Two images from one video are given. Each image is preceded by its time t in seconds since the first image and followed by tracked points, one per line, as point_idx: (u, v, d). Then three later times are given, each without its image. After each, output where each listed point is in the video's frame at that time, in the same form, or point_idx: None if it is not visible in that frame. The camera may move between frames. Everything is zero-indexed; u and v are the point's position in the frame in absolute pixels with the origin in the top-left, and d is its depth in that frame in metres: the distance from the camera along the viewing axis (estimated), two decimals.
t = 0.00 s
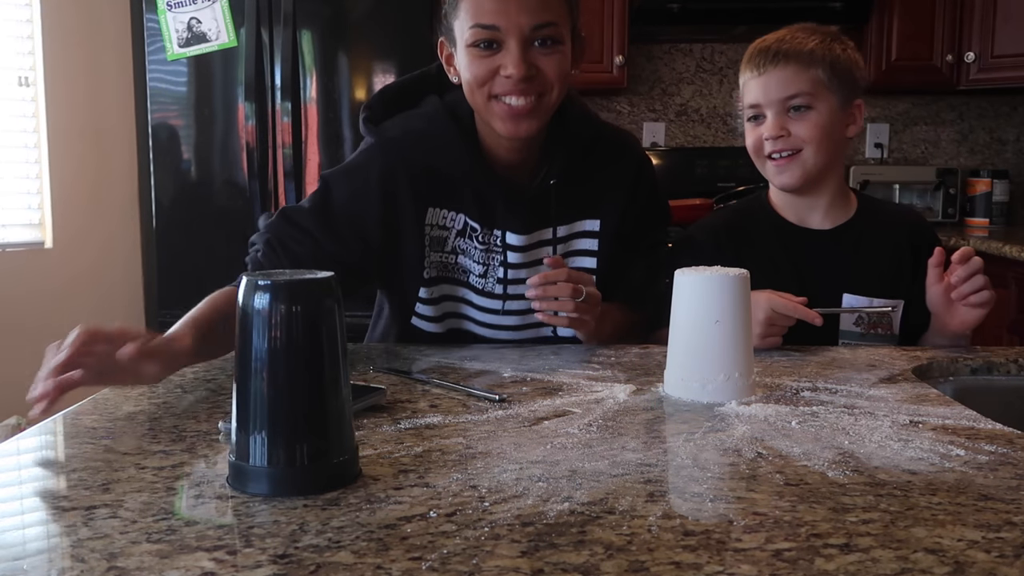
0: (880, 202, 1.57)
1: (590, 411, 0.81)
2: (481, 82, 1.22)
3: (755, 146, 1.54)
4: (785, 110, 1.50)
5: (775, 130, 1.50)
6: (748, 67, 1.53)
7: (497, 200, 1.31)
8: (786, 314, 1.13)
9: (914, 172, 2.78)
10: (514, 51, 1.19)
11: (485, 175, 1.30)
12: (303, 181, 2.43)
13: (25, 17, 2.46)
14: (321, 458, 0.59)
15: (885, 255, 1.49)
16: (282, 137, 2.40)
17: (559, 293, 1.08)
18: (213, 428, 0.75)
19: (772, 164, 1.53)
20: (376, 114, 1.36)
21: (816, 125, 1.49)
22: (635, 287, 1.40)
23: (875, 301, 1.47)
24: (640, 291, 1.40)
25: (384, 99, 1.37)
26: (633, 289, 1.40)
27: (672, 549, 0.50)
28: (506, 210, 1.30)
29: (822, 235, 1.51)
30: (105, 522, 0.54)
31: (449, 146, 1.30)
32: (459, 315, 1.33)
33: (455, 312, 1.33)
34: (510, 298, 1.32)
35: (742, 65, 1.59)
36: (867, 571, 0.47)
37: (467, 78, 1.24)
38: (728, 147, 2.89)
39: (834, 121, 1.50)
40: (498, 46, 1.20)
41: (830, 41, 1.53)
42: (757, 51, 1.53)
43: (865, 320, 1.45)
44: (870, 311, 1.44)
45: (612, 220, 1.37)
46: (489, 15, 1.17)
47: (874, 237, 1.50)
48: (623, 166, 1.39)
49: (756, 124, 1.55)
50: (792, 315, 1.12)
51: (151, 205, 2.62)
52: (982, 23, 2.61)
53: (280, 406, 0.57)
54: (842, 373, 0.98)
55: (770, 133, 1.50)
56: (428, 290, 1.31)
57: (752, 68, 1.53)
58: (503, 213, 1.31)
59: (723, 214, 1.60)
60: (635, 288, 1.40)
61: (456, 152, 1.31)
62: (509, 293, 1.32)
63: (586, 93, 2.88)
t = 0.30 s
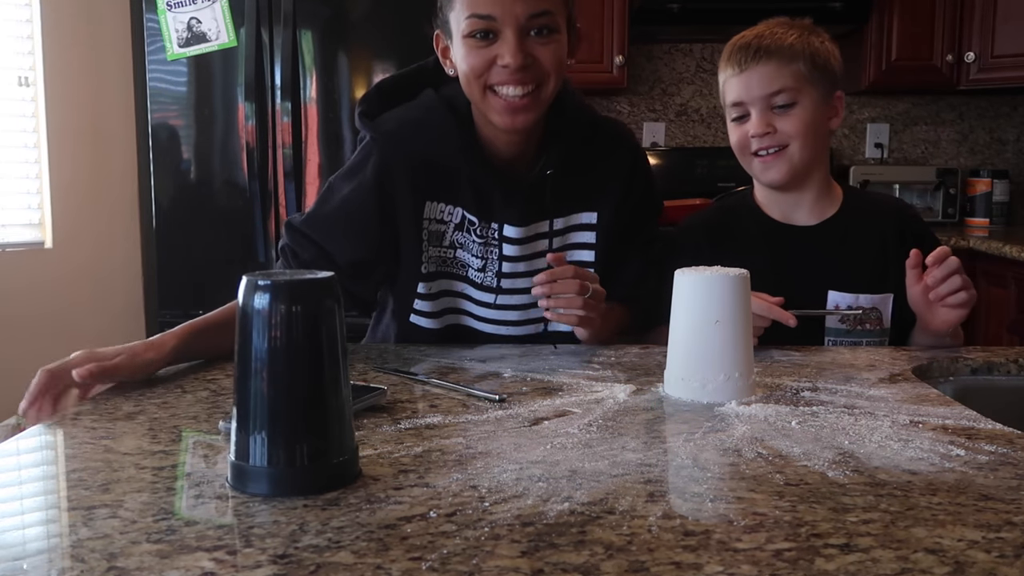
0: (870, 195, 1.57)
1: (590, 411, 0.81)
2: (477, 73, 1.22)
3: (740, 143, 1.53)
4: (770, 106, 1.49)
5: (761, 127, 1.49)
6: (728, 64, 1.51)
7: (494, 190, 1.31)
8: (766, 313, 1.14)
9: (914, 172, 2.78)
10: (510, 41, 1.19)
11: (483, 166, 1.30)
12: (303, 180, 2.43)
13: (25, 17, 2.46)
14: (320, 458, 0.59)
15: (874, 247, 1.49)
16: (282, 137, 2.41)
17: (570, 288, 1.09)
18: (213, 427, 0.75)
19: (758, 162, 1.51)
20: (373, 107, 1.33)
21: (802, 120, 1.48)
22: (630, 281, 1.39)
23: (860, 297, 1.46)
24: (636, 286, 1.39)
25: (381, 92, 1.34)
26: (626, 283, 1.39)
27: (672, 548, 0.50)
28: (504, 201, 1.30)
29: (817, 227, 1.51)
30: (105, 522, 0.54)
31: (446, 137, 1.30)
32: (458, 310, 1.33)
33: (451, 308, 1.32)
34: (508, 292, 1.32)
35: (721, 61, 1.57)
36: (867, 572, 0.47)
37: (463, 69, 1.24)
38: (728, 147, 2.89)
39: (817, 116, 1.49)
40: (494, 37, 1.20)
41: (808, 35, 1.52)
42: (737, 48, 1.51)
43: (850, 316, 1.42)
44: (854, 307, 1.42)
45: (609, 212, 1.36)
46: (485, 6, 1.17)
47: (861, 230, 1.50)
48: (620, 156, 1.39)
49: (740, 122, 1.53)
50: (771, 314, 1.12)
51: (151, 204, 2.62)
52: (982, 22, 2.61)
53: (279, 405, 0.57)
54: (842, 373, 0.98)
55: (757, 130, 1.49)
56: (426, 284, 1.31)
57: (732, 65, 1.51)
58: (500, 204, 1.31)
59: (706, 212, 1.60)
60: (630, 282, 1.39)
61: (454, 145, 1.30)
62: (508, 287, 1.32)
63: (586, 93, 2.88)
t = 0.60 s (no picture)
0: (860, 190, 1.56)
1: (590, 411, 0.81)
2: (478, 92, 1.20)
3: (724, 145, 1.53)
4: (751, 108, 1.49)
5: (744, 128, 1.49)
6: (708, 67, 1.52)
7: (481, 198, 1.30)
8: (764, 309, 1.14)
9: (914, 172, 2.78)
10: (512, 63, 1.16)
11: (470, 173, 1.30)
12: (303, 180, 2.44)
13: (25, 17, 2.46)
14: (320, 458, 0.58)
15: (860, 246, 1.49)
16: (282, 137, 2.41)
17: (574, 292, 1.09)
18: (213, 427, 0.75)
19: (742, 163, 1.51)
20: (365, 109, 1.33)
21: (784, 121, 1.48)
22: (625, 292, 1.36)
23: (850, 293, 1.44)
24: (632, 296, 1.36)
25: (376, 95, 1.34)
26: (621, 294, 1.36)
27: (672, 549, 0.50)
28: (492, 207, 1.30)
29: (806, 232, 1.51)
30: (105, 522, 0.54)
31: (437, 144, 1.30)
32: (446, 313, 1.33)
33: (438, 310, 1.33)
34: (495, 299, 1.32)
35: (699, 65, 1.57)
36: (867, 571, 0.47)
37: (464, 88, 1.22)
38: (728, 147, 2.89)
39: (798, 116, 1.50)
40: (495, 58, 1.17)
41: (784, 36, 1.53)
42: (716, 50, 1.51)
43: (842, 311, 1.40)
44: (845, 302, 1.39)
45: (600, 220, 1.33)
46: (488, 26, 1.15)
47: (848, 234, 1.50)
48: (611, 161, 1.36)
49: (722, 124, 1.53)
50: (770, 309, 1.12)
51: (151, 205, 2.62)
52: (982, 23, 2.61)
53: (279, 406, 0.57)
54: (842, 373, 0.98)
55: (741, 132, 1.49)
56: (413, 288, 1.31)
57: (711, 68, 1.51)
58: (488, 212, 1.30)
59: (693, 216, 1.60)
60: (626, 292, 1.36)
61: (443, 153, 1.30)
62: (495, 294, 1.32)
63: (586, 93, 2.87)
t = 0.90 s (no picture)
0: (851, 188, 1.56)
1: (590, 411, 0.81)
2: (550, 123, 1.16)
3: (712, 152, 1.53)
4: (736, 114, 1.49)
5: (730, 135, 1.49)
6: (691, 75, 1.52)
7: (470, 203, 1.28)
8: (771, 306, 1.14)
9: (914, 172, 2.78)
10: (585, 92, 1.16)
11: (460, 177, 1.26)
12: (303, 180, 2.44)
13: (25, 17, 2.46)
14: (320, 458, 0.58)
15: (851, 246, 1.49)
16: (282, 137, 2.41)
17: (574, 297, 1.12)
18: (213, 427, 0.75)
19: (731, 169, 1.52)
20: (353, 114, 1.30)
21: (768, 126, 1.49)
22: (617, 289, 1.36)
23: (844, 290, 1.44)
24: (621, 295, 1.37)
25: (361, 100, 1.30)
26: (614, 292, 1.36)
27: (672, 549, 0.50)
28: (483, 214, 1.28)
29: (798, 234, 1.50)
30: (105, 522, 0.54)
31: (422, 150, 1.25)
32: (438, 316, 1.32)
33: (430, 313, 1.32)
34: (485, 301, 1.31)
35: (683, 71, 1.58)
36: (867, 572, 0.47)
37: (533, 119, 1.15)
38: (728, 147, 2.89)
39: (782, 119, 1.50)
40: (570, 88, 1.14)
41: (765, 40, 1.54)
42: (698, 58, 1.52)
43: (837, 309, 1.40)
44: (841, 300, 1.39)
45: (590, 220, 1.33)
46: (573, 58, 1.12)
47: (839, 235, 1.50)
48: (598, 164, 1.37)
49: (709, 131, 1.54)
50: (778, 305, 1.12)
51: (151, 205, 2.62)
52: (982, 22, 2.61)
53: (279, 407, 0.57)
54: (842, 373, 0.98)
55: (727, 139, 1.49)
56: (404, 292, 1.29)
57: (694, 76, 1.52)
58: (478, 217, 1.28)
59: (688, 220, 1.60)
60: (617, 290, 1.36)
61: (433, 156, 1.25)
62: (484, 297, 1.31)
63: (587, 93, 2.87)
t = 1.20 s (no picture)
0: (848, 188, 1.55)
1: (590, 411, 0.81)
2: (544, 127, 1.16)
3: (712, 155, 1.53)
4: (736, 118, 1.49)
5: (730, 140, 1.49)
6: (690, 79, 1.51)
7: (456, 199, 1.26)
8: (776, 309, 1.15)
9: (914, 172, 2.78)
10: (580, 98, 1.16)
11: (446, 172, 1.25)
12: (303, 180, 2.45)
13: (25, 17, 2.46)
14: (320, 458, 0.58)
15: (851, 245, 1.49)
16: (282, 137, 2.42)
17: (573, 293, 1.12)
18: (213, 427, 0.75)
19: (731, 173, 1.51)
20: (336, 109, 1.29)
21: (768, 130, 1.49)
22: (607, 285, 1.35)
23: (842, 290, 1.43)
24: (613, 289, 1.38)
25: (345, 94, 1.30)
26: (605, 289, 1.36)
27: (672, 549, 0.50)
28: (468, 209, 1.27)
29: (791, 233, 1.50)
30: (105, 522, 0.54)
31: (407, 146, 1.25)
32: (430, 312, 1.32)
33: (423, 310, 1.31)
34: (474, 296, 1.31)
35: (681, 74, 1.57)
36: (868, 571, 0.47)
37: (530, 123, 1.15)
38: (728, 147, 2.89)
39: (782, 122, 1.50)
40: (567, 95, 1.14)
41: (763, 42, 1.53)
42: (697, 62, 1.51)
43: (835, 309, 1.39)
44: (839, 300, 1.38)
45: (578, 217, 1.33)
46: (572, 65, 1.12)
47: (838, 234, 1.50)
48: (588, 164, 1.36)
49: (709, 135, 1.53)
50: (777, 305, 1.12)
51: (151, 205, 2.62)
52: (982, 22, 2.61)
53: (279, 407, 0.57)
54: (842, 373, 0.98)
55: (727, 144, 1.49)
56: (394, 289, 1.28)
57: (694, 80, 1.51)
58: (463, 212, 1.27)
59: (687, 220, 1.60)
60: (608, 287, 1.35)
61: (418, 154, 1.25)
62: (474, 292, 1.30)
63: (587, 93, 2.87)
